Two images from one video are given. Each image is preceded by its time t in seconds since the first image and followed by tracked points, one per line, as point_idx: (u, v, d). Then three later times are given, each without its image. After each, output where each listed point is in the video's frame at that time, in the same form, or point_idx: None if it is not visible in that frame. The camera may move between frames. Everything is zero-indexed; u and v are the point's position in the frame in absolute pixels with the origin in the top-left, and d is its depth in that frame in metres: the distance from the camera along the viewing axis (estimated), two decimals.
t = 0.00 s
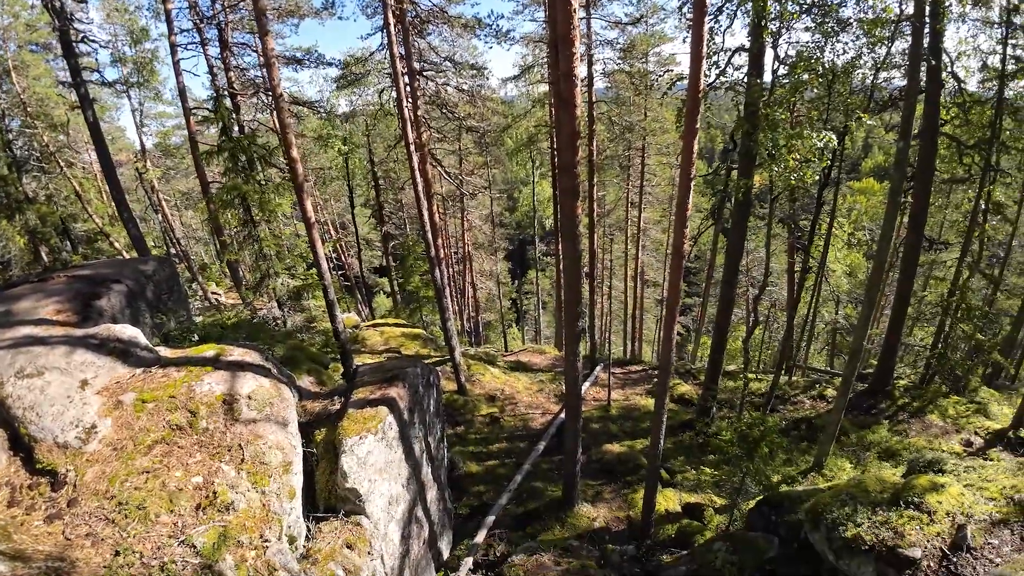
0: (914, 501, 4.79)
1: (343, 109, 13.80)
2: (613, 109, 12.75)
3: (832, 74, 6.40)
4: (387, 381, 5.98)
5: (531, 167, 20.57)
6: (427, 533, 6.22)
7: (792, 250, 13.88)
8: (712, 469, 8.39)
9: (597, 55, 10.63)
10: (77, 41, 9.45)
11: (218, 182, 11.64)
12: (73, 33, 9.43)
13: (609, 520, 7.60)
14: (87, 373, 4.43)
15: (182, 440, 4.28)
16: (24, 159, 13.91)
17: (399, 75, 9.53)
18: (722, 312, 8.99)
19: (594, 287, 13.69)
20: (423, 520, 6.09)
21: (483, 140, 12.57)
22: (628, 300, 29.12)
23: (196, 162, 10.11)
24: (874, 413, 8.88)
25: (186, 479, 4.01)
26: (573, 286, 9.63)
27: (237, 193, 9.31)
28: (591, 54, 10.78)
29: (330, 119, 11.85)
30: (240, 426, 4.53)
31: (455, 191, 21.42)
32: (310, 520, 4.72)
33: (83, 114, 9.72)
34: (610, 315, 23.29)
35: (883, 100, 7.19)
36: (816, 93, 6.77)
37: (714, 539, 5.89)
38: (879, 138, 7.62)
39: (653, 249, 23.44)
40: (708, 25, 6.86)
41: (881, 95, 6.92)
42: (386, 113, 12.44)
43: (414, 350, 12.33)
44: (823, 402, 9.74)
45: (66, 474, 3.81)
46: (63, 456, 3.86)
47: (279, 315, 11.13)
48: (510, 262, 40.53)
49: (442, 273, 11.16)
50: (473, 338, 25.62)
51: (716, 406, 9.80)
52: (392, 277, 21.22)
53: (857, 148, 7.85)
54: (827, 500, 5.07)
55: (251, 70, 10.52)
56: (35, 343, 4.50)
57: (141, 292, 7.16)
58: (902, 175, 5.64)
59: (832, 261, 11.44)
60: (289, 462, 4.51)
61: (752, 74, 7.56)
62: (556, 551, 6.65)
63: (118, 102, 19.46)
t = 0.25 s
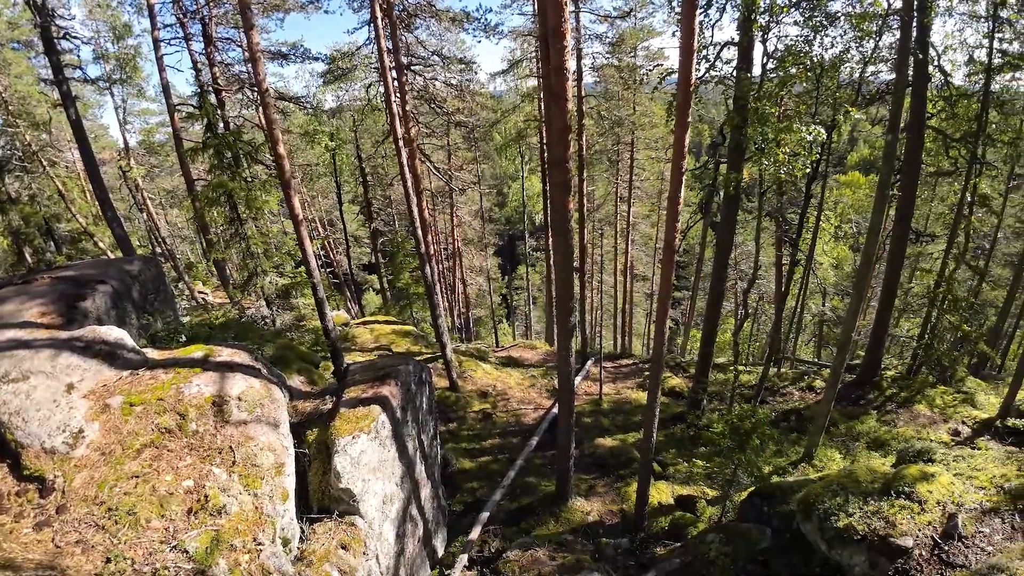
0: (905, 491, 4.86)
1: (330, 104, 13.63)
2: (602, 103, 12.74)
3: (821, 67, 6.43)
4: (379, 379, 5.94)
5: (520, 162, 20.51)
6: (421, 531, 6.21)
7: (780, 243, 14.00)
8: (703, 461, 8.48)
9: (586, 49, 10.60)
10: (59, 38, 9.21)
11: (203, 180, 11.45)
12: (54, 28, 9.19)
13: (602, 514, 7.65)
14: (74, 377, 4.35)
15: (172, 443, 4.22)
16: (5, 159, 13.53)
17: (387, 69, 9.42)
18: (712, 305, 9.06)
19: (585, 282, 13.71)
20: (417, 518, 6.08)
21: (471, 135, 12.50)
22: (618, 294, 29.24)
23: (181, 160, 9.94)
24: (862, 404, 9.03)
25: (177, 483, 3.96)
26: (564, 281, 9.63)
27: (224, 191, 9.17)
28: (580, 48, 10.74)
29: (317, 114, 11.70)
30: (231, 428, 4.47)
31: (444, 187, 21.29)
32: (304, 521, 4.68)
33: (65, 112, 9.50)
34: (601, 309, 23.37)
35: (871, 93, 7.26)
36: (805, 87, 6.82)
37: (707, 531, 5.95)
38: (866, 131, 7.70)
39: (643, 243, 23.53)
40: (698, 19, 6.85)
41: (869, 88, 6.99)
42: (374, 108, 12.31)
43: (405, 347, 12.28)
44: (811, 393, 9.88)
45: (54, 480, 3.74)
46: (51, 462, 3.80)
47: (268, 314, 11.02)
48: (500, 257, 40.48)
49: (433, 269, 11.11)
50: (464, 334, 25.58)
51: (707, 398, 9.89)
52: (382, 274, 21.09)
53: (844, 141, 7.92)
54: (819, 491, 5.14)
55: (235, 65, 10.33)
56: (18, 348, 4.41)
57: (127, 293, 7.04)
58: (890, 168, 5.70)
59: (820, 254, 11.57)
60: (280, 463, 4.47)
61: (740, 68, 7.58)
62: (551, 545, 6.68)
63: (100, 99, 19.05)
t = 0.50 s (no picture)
0: (893, 484, 4.92)
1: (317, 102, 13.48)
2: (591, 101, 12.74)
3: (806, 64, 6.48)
4: (368, 380, 5.89)
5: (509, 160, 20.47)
6: (412, 531, 6.18)
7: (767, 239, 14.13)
8: (693, 457, 8.53)
9: (573, 46, 10.58)
10: (42, 37, 9.01)
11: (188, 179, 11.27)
12: (36, 27, 8.98)
13: (593, 511, 7.67)
14: (59, 383, 4.24)
15: (160, 447, 4.15)
16: None
17: (374, 67, 9.33)
18: (701, 302, 9.11)
19: (574, 280, 13.72)
20: (408, 519, 6.05)
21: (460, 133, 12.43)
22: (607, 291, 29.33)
23: (166, 159, 9.77)
24: (851, 398, 9.16)
25: (165, 488, 3.89)
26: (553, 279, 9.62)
27: (208, 191, 9.03)
28: (567, 45, 10.74)
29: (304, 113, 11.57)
30: (218, 432, 4.41)
31: (433, 185, 21.20)
32: (293, 524, 4.63)
33: (49, 112, 9.26)
34: (590, 306, 23.42)
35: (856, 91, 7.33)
36: (791, 84, 6.86)
37: (698, 526, 6.00)
38: (851, 128, 7.78)
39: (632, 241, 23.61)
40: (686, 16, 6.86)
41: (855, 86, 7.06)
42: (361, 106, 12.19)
43: (395, 347, 12.21)
44: (799, 388, 9.99)
45: (41, 487, 3.66)
46: (37, 469, 3.71)
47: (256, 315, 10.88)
48: (489, 256, 40.41)
49: (422, 268, 11.04)
50: (454, 332, 25.51)
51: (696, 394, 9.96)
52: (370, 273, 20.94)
53: (829, 138, 7.99)
54: (808, 485, 5.21)
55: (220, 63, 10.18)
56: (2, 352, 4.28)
57: (112, 296, 6.92)
58: (875, 165, 5.75)
59: (806, 250, 11.69)
60: (269, 466, 4.42)
61: (727, 66, 7.62)
62: (543, 543, 6.69)
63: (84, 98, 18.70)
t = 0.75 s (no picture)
0: (882, 481, 4.98)
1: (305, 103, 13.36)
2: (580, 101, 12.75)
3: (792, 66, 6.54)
4: (357, 383, 5.83)
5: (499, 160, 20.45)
6: (403, 535, 6.13)
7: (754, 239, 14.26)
8: (683, 455, 8.57)
9: (561, 47, 10.59)
10: (27, 38, 8.84)
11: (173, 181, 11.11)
12: (21, 28, 8.81)
13: (585, 511, 7.68)
14: (44, 391, 4.18)
15: (147, 454, 4.06)
16: None
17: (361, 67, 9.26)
18: (690, 302, 9.17)
19: (564, 280, 13.74)
20: (399, 522, 6.00)
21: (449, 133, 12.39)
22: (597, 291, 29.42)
23: (151, 161, 9.61)
24: (838, 395, 9.28)
25: (152, 496, 3.82)
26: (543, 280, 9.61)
27: (195, 193, 8.90)
28: (556, 46, 10.76)
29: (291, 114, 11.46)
30: (206, 438, 4.34)
31: (423, 186, 21.12)
32: (283, 530, 4.57)
33: (33, 114, 9.07)
34: (580, 306, 23.48)
35: (842, 91, 7.41)
36: (779, 85, 6.92)
37: (689, 524, 6.03)
38: (837, 129, 7.88)
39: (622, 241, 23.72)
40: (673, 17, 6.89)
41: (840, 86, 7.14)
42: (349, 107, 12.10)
43: (385, 349, 12.13)
44: (787, 386, 10.10)
45: (27, 495, 3.55)
46: (22, 477, 3.63)
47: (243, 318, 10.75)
48: (479, 256, 40.37)
49: (411, 269, 10.97)
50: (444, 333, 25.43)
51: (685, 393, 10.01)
52: (359, 274, 20.81)
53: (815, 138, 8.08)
54: (797, 483, 5.26)
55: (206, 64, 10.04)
56: None
57: (97, 299, 6.81)
58: (861, 164, 5.82)
59: (793, 250, 11.83)
60: (257, 472, 4.36)
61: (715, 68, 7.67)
62: (534, 544, 6.67)
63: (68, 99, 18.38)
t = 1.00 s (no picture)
0: (872, 480, 5.03)
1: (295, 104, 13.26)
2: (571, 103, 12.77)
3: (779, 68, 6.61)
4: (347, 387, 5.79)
5: (490, 162, 20.43)
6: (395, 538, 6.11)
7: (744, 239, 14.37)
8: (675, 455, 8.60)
9: (551, 49, 10.59)
10: (14, 39, 8.68)
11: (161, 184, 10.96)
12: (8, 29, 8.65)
13: (577, 512, 7.68)
14: (31, 398, 4.17)
15: (135, 461, 4.09)
16: None
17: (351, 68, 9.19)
18: (681, 303, 9.21)
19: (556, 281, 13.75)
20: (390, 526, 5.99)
21: (440, 135, 12.34)
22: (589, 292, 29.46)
23: (138, 163, 9.48)
24: (828, 394, 9.36)
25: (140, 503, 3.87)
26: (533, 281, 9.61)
27: (182, 195, 8.79)
28: (546, 48, 10.78)
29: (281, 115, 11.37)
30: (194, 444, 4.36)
31: (414, 188, 21.05)
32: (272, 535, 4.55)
33: (20, 116, 8.90)
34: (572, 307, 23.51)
35: (830, 93, 7.49)
36: (767, 87, 6.98)
37: (680, 524, 6.05)
38: (825, 130, 7.97)
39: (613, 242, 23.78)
40: (662, 20, 6.93)
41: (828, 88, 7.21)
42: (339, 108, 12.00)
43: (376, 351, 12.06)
44: (777, 386, 10.17)
45: (15, 502, 3.58)
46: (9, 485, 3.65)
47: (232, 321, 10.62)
48: (470, 258, 40.28)
49: (402, 271, 10.91)
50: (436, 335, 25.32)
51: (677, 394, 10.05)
52: (350, 277, 20.66)
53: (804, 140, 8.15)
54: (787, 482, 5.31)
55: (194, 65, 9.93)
56: None
57: (83, 304, 6.70)
58: (849, 165, 5.88)
59: (783, 250, 11.93)
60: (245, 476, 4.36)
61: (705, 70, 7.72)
62: (527, 546, 6.66)
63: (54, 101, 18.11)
